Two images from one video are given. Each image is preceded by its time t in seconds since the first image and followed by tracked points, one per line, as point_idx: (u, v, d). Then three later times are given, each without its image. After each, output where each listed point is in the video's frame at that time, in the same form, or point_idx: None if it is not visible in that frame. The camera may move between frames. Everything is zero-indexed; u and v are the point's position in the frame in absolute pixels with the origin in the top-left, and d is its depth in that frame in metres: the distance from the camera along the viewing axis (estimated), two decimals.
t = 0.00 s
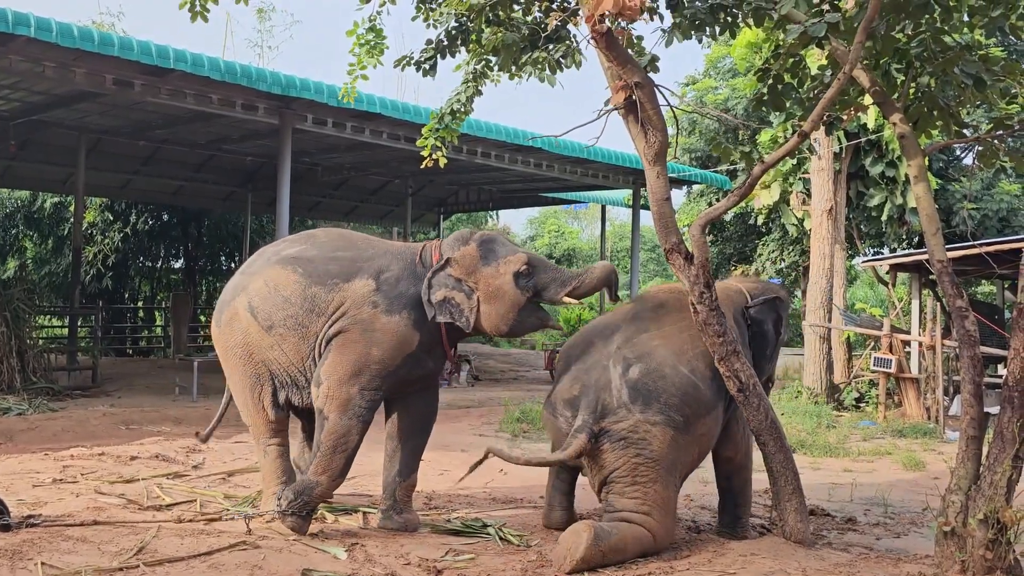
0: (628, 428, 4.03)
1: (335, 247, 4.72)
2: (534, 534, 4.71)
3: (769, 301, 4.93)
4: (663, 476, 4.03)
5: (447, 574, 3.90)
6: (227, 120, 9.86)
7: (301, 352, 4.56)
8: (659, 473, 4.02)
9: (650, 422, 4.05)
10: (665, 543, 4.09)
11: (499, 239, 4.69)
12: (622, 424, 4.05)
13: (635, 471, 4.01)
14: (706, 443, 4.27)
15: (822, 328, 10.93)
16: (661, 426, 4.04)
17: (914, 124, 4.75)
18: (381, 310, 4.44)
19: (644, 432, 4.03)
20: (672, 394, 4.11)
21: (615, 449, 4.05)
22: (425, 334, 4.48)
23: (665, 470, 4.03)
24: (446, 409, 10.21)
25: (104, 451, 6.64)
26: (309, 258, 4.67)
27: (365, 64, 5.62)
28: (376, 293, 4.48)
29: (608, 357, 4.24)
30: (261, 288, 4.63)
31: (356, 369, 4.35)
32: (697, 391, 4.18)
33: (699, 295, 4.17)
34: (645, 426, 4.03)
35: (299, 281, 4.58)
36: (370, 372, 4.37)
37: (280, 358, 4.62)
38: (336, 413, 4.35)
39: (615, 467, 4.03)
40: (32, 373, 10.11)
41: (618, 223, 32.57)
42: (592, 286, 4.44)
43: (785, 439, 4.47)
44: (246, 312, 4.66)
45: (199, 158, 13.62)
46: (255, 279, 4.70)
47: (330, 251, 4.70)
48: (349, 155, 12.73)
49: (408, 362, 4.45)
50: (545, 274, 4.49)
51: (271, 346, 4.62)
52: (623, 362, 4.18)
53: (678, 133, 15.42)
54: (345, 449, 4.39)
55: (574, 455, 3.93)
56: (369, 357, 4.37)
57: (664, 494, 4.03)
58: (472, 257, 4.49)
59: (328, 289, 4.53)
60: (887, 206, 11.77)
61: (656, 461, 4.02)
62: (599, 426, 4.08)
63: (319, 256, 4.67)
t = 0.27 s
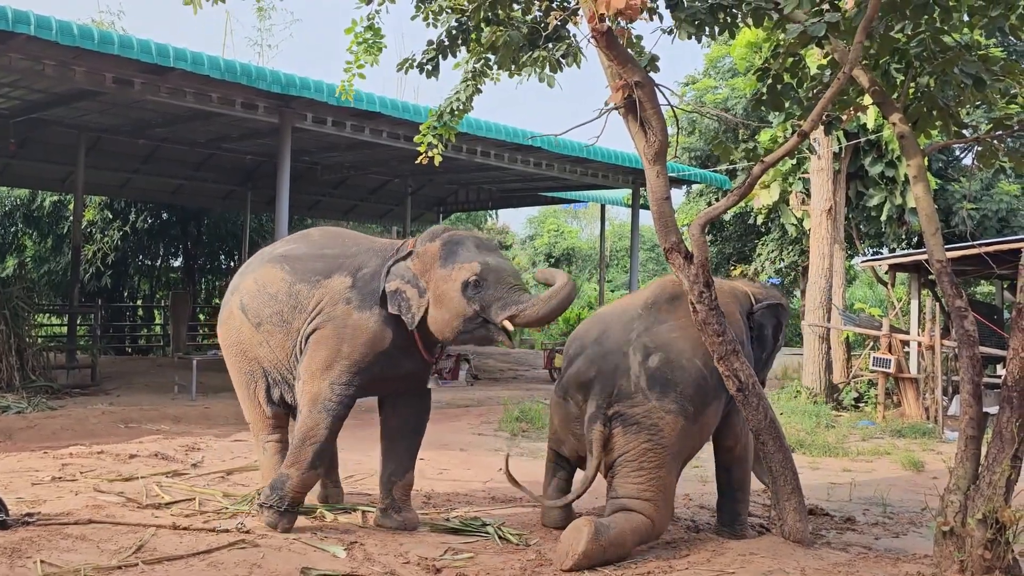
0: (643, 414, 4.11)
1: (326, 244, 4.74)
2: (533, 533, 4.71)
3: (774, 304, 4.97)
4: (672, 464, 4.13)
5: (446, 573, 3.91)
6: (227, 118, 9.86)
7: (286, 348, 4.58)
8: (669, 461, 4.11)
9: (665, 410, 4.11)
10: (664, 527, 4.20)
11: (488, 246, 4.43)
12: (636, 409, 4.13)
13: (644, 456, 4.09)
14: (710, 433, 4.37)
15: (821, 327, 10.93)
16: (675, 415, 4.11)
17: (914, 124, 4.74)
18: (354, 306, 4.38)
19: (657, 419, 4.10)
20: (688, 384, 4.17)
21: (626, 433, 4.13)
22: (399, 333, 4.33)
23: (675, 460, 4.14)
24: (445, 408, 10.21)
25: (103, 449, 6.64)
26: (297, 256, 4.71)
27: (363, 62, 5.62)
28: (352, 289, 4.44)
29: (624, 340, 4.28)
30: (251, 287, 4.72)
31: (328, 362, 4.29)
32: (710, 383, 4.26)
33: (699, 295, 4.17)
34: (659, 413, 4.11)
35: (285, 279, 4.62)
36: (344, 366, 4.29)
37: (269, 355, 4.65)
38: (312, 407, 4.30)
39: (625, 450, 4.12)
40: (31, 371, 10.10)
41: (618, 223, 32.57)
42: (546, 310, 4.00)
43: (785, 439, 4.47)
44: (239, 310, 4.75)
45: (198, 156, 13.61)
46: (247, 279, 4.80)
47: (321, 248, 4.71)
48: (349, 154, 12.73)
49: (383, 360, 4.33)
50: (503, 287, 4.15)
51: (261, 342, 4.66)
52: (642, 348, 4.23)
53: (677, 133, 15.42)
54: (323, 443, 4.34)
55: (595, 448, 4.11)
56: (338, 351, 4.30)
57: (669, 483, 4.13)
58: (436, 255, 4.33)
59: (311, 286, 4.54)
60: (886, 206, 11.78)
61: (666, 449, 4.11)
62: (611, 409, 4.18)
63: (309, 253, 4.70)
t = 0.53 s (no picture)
0: (636, 385, 4.19)
1: (309, 241, 4.84)
2: (532, 532, 4.72)
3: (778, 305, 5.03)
4: (666, 438, 4.18)
5: (445, 571, 3.91)
6: (226, 117, 9.85)
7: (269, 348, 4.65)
8: (662, 435, 4.17)
9: (658, 382, 4.20)
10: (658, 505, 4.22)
11: (425, 249, 4.22)
12: (630, 380, 4.22)
13: (637, 427, 4.15)
14: (701, 417, 4.44)
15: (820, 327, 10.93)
16: (667, 388, 4.20)
17: (913, 124, 4.73)
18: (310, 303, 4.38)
19: (650, 390, 4.18)
20: (680, 360, 4.28)
21: (620, 405, 4.21)
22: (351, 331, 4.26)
23: (670, 435, 4.20)
24: (444, 407, 10.21)
25: (102, 447, 6.64)
26: (283, 255, 4.85)
27: (361, 63, 5.62)
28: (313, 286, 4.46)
29: (619, 318, 4.39)
30: (241, 289, 4.89)
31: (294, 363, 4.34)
32: (701, 363, 4.37)
33: (698, 294, 4.17)
34: (652, 385, 4.19)
35: (267, 279, 4.75)
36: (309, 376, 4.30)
37: (258, 356, 4.72)
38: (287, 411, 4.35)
39: (620, 422, 4.19)
40: (30, 369, 10.09)
41: (617, 223, 32.58)
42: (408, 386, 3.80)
43: (784, 439, 4.46)
44: (232, 313, 4.92)
45: (198, 155, 13.60)
46: (241, 283, 4.98)
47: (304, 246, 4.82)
48: (348, 153, 12.73)
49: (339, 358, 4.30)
50: (395, 310, 3.95)
51: (250, 344, 4.76)
52: (635, 323, 4.34)
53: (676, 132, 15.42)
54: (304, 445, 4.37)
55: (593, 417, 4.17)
56: (300, 353, 4.33)
57: (663, 457, 4.17)
58: (361, 256, 4.20)
59: (287, 284, 4.64)
60: (885, 206, 11.78)
61: (659, 421, 4.17)
62: (606, 382, 4.26)
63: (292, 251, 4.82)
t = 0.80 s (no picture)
0: (620, 353, 4.27)
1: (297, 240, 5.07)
2: (531, 533, 4.73)
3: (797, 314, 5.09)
4: (650, 405, 4.20)
5: (442, 572, 3.91)
6: (225, 117, 9.85)
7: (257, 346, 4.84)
8: (645, 401, 4.19)
9: (642, 351, 4.28)
10: (642, 474, 4.18)
11: (339, 256, 4.27)
12: (615, 348, 4.30)
13: (622, 395, 4.19)
14: (689, 399, 4.46)
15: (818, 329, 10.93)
16: (651, 358, 4.27)
17: (912, 125, 4.73)
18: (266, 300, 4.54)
19: (634, 359, 4.25)
20: (665, 333, 4.38)
21: (605, 371, 4.27)
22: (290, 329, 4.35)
23: (654, 405, 4.22)
24: (443, 408, 10.20)
25: (100, 448, 6.63)
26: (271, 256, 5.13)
27: (362, 65, 5.60)
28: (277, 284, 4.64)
29: (606, 298, 4.52)
30: (239, 298, 5.25)
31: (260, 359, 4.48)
32: (688, 340, 4.46)
33: (696, 296, 4.18)
34: (636, 354, 4.27)
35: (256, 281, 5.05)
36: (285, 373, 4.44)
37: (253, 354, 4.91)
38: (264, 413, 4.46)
39: (604, 388, 4.23)
40: (28, 370, 10.08)
41: (616, 223, 32.59)
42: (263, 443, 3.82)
43: (782, 440, 4.46)
44: (235, 318, 5.26)
45: (196, 155, 13.60)
46: (241, 292, 5.34)
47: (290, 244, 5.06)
48: (347, 153, 12.73)
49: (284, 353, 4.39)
50: (289, 323, 4.07)
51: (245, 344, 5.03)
52: (622, 300, 4.47)
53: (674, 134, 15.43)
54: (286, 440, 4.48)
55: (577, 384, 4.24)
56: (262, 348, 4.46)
57: (645, 424, 4.17)
58: (284, 259, 4.33)
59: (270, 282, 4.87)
60: (884, 207, 11.78)
61: (642, 388, 4.21)
62: (591, 350, 4.35)
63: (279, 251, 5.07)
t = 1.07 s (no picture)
0: (600, 339, 4.49)
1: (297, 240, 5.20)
2: (527, 536, 4.75)
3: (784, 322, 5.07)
4: (634, 387, 4.39)
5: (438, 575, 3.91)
6: (222, 119, 9.83)
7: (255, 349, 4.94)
8: (626, 384, 4.38)
9: (622, 338, 4.48)
10: (658, 457, 4.38)
11: (266, 261, 3.80)
12: (595, 333, 4.52)
13: (603, 379, 4.41)
14: (681, 383, 4.62)
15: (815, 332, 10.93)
16: (631, 344, 4.47)
17: (908, 129, 4.75)
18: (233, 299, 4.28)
19: (614, 344, 4.47)
20: (645, 319, 4.57)
21: (586, 357, 4.50)
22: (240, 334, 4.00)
23: (637, 386, 4.40)
24: (440, 410, 10.20)
25: (96, 450, 6.62)
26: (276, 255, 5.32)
27: (362, 70, 5.59)
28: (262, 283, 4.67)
29: (590, 288, 4.77)
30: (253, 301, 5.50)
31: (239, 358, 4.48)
32: (670, 327, 4.64)
33: (692, 299, 4.19)
34: (616, 340, 4.47)
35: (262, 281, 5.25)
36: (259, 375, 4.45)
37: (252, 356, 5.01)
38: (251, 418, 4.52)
39: (585, 375, 4.46)
40: (24, 372, 10.06)
41: (613, 226, 32.60)
42: (206, 431, 3.91)
43: (778, 443, 4.47)
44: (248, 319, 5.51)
45: (193, 157, 13.60)
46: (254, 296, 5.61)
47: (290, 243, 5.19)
48: (344, 156, 12.72)
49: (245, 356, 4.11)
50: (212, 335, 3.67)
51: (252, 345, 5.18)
52: (606, 290, 4.71)
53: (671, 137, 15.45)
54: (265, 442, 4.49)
55: (558, 367, 4.51)
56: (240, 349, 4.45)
57: (630, 406, 4.36)
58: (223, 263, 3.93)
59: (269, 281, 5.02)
60: (881, 211, 11.79)
61: (624, 372, 4.41)
62: (574, 337, 4.59)
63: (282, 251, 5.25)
